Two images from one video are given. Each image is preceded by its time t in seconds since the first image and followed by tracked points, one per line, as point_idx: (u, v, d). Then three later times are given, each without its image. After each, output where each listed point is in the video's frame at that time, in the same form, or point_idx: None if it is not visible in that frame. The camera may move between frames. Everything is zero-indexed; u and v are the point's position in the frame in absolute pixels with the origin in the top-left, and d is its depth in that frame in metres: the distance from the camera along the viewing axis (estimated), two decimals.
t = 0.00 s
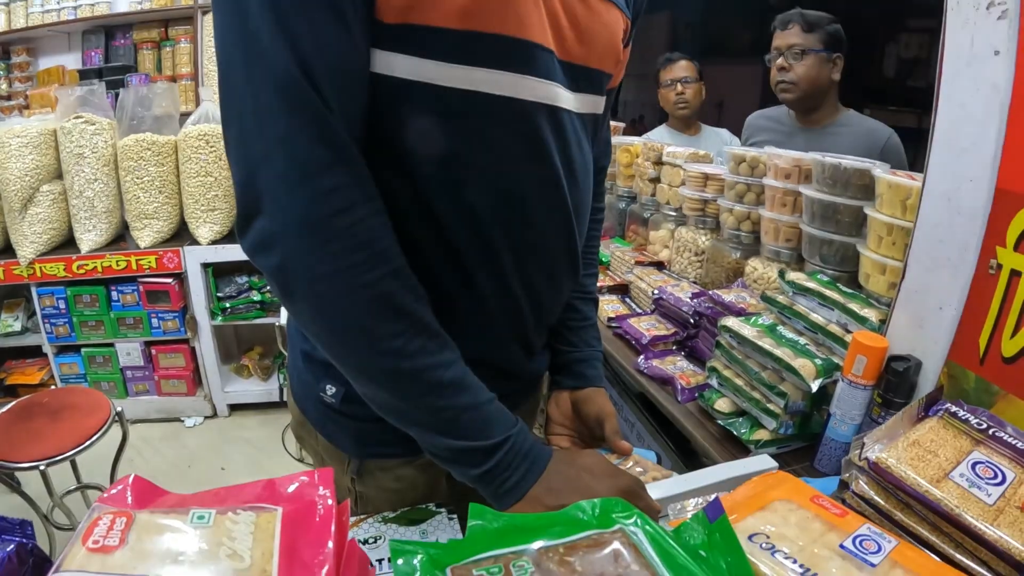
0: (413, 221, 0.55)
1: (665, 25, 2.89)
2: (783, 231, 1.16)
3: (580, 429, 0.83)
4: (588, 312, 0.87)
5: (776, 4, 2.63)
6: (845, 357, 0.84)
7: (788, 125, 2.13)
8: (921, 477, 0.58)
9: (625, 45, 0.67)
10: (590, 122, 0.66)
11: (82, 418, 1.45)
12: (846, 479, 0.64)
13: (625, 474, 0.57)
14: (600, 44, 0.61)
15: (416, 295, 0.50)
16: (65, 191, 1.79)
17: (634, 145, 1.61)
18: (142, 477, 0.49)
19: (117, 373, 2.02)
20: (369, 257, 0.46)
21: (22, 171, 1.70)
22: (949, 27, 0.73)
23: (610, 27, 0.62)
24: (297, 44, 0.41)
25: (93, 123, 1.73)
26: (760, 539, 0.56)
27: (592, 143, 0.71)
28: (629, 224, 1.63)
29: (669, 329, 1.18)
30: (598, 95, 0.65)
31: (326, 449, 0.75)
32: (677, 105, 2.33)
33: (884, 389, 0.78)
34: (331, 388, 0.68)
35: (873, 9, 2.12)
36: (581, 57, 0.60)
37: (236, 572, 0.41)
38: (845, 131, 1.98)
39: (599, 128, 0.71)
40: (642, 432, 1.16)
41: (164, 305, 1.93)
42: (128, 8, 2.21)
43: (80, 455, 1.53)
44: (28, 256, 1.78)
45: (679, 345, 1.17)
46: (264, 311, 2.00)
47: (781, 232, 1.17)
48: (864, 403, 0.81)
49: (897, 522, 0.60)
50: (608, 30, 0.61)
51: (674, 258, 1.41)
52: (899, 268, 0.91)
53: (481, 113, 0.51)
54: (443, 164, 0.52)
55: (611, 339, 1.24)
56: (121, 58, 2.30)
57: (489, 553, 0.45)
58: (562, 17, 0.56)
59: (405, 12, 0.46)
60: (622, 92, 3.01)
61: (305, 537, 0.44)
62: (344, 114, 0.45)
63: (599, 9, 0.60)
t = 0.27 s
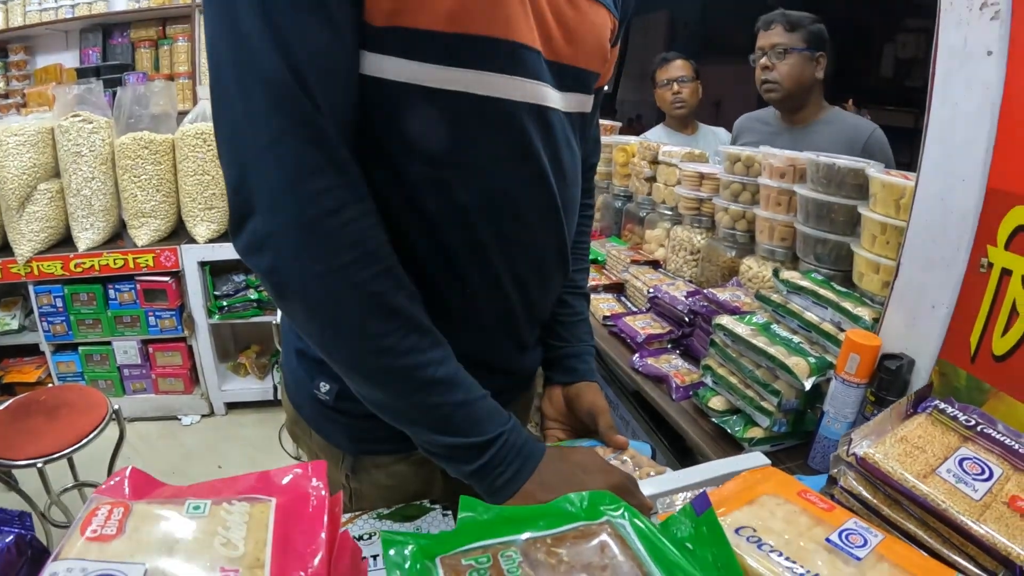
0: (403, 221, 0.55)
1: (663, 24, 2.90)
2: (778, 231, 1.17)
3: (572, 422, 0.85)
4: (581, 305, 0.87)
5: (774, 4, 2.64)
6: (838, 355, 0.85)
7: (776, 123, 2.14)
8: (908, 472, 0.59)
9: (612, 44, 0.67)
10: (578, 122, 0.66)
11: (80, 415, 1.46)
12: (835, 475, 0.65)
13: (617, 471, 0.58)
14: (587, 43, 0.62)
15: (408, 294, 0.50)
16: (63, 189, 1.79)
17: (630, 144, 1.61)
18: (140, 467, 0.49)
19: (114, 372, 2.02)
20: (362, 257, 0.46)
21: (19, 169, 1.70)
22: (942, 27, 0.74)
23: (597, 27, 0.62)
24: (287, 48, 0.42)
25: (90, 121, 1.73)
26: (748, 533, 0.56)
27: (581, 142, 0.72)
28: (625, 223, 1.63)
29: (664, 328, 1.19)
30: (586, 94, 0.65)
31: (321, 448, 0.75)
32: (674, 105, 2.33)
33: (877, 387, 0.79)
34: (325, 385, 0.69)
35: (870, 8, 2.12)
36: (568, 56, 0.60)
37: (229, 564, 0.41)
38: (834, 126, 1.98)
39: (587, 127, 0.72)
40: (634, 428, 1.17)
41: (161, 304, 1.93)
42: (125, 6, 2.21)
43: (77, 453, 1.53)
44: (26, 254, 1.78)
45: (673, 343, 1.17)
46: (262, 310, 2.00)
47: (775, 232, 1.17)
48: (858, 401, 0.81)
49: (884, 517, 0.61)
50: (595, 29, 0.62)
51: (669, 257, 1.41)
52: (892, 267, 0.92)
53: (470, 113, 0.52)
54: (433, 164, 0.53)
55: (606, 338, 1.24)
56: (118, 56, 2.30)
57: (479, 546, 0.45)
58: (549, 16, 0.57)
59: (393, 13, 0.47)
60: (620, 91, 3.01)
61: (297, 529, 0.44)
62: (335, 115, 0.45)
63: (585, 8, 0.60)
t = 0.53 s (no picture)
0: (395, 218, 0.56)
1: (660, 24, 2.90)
2: (773, 231, 1.18)
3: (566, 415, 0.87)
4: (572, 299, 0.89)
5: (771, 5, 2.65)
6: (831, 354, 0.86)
7: (761, 123, 2.17)
8: (888, 465, 0.62)
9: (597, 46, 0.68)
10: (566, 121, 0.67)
11: (79, 414, 1.46)
12: (821, 468, 0.69)
13: (610, 468, 0.59)
14: (574, 47, 0.62)
15: (403, 292, 0.51)
16: (62, 189, 1.79)
17: (627, 145, 1.62)
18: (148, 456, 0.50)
19: (113, 371, 2.02)
20: (359, 258, 0.47)
21: (19, 168, 1.71)
22: (934, 30, 0.74)
23: (584, 30, 0.63)
24: (282, 54, 0.42)
25: (90, 121, 1.73)
26: (732, 522, 0.59)
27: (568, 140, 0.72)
28: (621, 223, 1.64)
29: (660, 327, 1.19)
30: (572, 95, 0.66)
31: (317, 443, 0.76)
32: (671, 106, 2.34)
33: (869, 385, 0.80)
34: (320, 381, 0.69)
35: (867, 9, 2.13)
36: (555, 58, 0.61)
37: (234, 547, 0.42)
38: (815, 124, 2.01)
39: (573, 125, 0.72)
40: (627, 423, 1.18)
41: (160, 303, 1.94)
42: (125, 5, 2.21)
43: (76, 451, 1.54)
44: (25, 253, 1.79)
45: (669, 342, 1.18)
46: (261, 309, 2.01)
47: (770, 231, 1.18)
48: (850, 399, 0.82)
49: (869, 510, 0.64)
50: (581, 33, 0.62)
51: (665, 257, 1.42)
52: (884, 267, 0.93)
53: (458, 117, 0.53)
54: (422, 166, 0.53)
55: (602, 337, 1.25)
56: (117, 55, 2.31)
57: (474, 532, 0.47)
58: (535, 19, 0.57)
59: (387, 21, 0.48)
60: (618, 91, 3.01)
61: (299, 515, 0.45)
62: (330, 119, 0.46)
63: (572, 12, 0.61)
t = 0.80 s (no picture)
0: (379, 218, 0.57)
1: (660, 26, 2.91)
2: (769, 232, 1.19)
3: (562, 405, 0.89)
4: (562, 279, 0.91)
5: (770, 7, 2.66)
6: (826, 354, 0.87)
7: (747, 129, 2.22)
8: (876, 461, 0.64)
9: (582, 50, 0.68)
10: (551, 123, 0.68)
11: (80, 412, 1.47)
12: (810, 464, 0.70)
13: (607, 466, 0.59)
14: (558, 53, 0.62)
15: (400, 294, 0.52)
16: (63, 189, 1.80)
17: (625, 146, 1.63)
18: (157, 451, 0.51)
19: (114, 370, 2.03)
20: (359, 261, 0.48)
21: (20, 168, 1.72)
22: (928, 35, 0.75)
23: (569, 36, 0.63)
24: (281, 63, 0.43)
25: (91, 121, 1.74)
26: (721, 514, 0.60)
27: (553, 139, 0.73)
28: (619, 224, 1.65)
29: (657, 327, 1.20)
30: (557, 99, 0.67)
31: (310, 434, 0.77)
32: (670, 107, 2.35)
33: (863, 384, 0.81)
34: (315, 375, 0.70)
35: (865, 11, 2.13)
36: (540, 66, 0.61)
37: (245, 534, 0.43)
38: (801, 134, 2.04)
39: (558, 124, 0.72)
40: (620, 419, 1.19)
41: (160, 302, 1.95)
42: (126, 6, 2.22)
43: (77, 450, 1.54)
44: (26, 253, 1.79)
45: (666, 342, 1.19)
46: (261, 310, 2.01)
47: (767, 233, 1.19)
48: (844, 398, 0.82)
49: (858, 504, 0.66)
50: (567, 41, 0.63)
51: (663, 258, 1.43)
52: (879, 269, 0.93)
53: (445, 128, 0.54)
54: (410, 170, 0.54)
55: (600, 337, 1.26)
56: (118, 56, 2.31)
57: (468, 521, 0.48)
58: (523, 29, 0.57)
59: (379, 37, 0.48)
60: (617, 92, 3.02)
61: (308, 506, 0.46)
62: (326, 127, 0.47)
63: (559, 22, 0.61)
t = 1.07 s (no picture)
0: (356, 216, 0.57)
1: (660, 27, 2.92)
2: (769, 235, 1.19)
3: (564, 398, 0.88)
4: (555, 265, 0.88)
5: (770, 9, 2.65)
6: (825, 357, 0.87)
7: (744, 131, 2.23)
8: (873, 468, 0.64)
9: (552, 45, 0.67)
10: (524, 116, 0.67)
11: (79, 415, 1.47)
12: (808, 471, 0.71)
13: (603, 471, 0.59)
14: (528, 50, 0.62)
15: (389, 300, 0.51)
16: (63, 190, 1.80)
17: (625, 149, 1.62)
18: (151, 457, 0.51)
19: (113, 372, 2.03)
20: (346, 269, 0.48)
21: (19, 170, 1.71)
22: (928, 37, 0.75)
23: (538, 32, 0.62)
24: (266, 72, 0.43)
25: (90, 123, 1.74)
26: (717, 521, 0.60)
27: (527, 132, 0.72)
28: (619, 227, 1.65)
29: (656, 331, 1.20)
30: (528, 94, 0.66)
31: (298, 425, 0.77)
32: (669, 110, 2.35)
33: (862, 389, 0.81)
34: (303, 365, 0.70)
35: (865, 13, 2.13)
36: (510, 65, 0.61)
37: (236, 542, 0.43)
38: (798, 135, 2.03)
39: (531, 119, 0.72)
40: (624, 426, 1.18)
41: (159, 305, 1.94)
42: (127, 8, 2.22)
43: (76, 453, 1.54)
44: (26, 255, 1.79)
45: (665, 345, 1.19)
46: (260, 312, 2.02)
47: (766, 236, 1.19)
48: (843, 402, 0.82)
49: (857, 512, 0.65)
50: (537, 38, 0.62)
51: (662, 261, 1.43)
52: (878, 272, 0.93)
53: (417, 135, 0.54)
54: (389, 177, 0.55)
55: (600, 340, 1.26)
56: (118, 58, 2.31)
57: (464, 529, 0.48)
58: (490, 30, 0.57)
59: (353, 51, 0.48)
60: (617, 94, 3.01)
61: (299, 513, 0.45)
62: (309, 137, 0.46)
63: (527, 19, 0.60)
